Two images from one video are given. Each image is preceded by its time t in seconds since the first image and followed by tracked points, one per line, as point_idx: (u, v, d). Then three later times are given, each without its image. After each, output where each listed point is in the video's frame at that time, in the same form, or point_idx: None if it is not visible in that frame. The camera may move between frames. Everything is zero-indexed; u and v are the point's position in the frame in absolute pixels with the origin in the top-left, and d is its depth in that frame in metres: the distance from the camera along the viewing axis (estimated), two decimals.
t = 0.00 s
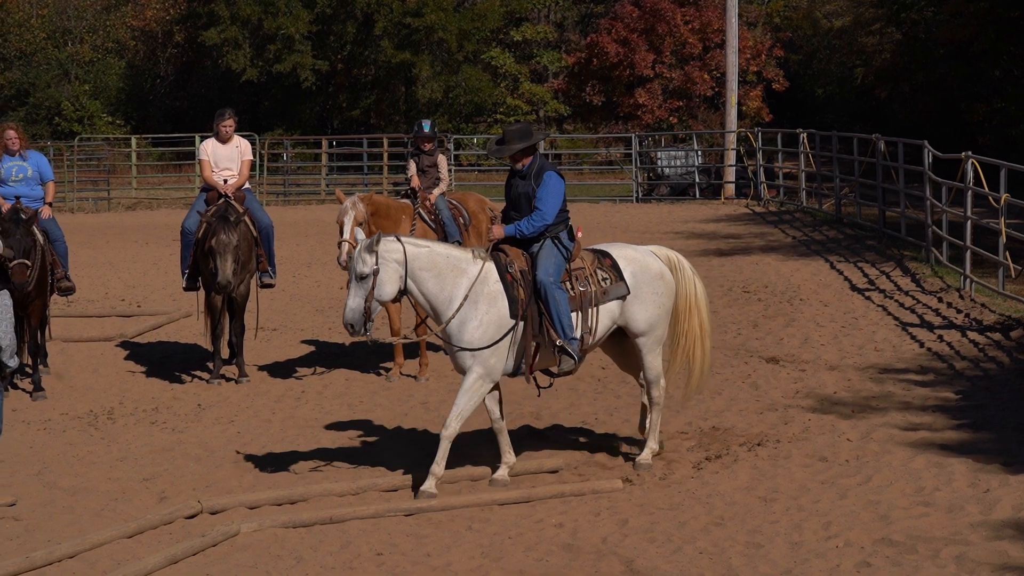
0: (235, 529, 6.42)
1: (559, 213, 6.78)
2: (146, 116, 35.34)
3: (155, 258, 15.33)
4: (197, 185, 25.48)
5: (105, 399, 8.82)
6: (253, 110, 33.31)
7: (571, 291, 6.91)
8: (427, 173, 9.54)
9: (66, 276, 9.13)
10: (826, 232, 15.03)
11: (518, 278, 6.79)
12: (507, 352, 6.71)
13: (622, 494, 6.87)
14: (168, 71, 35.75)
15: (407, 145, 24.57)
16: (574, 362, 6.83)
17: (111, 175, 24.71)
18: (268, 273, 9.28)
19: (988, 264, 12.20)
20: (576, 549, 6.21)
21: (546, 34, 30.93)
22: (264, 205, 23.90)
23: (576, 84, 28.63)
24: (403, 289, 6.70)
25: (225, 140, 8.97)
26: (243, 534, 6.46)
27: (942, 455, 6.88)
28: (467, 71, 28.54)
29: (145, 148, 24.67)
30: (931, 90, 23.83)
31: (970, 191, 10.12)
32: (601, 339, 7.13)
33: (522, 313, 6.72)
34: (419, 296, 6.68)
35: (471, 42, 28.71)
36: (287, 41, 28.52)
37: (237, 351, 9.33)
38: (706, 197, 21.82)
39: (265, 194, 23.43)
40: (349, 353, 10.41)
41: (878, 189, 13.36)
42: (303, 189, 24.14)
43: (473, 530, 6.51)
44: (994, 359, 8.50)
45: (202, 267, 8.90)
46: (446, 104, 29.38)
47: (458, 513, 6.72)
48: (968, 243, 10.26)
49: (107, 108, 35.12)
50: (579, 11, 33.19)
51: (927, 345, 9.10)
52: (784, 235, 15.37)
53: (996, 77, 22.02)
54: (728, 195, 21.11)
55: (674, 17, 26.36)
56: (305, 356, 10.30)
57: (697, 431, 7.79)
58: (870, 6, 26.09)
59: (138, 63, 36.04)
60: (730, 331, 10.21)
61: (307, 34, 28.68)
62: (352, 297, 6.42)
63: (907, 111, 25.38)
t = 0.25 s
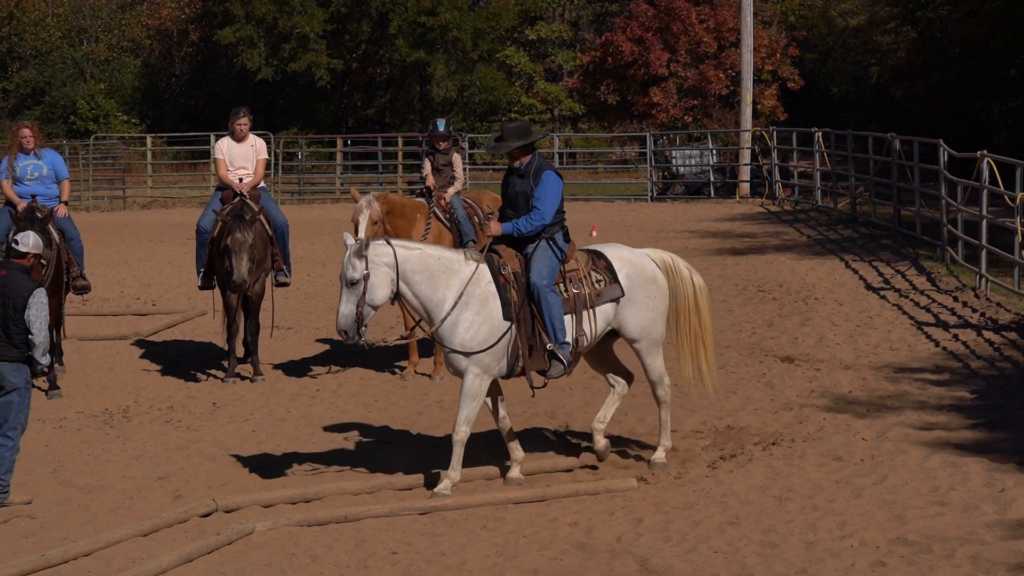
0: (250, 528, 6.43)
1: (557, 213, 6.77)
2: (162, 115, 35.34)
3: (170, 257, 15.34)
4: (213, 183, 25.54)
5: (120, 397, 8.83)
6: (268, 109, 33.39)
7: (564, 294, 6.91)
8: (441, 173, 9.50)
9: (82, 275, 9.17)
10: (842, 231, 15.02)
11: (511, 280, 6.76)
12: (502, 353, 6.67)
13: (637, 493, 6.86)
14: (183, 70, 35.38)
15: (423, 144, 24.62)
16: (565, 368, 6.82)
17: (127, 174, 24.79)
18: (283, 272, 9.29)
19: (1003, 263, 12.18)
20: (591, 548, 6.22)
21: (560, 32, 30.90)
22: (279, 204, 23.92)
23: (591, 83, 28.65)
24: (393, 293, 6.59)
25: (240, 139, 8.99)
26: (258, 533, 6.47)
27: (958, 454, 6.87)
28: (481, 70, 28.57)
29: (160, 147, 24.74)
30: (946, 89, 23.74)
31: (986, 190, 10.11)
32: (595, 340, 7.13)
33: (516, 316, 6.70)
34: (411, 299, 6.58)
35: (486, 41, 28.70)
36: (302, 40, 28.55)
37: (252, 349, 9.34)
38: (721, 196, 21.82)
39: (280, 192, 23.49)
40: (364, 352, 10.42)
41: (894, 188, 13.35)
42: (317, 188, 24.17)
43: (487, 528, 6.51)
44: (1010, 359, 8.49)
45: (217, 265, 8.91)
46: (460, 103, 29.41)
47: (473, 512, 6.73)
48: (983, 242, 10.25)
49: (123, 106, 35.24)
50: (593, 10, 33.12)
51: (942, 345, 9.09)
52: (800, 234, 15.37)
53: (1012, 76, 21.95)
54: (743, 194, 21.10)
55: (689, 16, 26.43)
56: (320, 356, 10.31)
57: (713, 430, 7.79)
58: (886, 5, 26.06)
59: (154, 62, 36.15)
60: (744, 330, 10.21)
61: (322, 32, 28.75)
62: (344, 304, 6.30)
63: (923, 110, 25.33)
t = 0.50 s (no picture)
0: (263, 525, 6.44)
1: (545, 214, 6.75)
2: (174, 113, 35.62)
3: (184, 256, 15.35)
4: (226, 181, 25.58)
5: (135, 395, 8.85)
6: (282, 106, 33.46)
7: (549, 296, 6.90)
8: (456, 170, 9.46)
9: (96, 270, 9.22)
10: (856, 229, 15.00)
11: (495, 280, 6.73)
12: (488, 353, 6.67)
13: (651, 491, 6.86)
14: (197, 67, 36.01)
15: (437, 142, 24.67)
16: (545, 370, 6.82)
17: (141, 172, 24.84)
18: (297, 270, 9.32)
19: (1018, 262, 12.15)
20: (605, 546, 6.22)
21: (575, 30, 30.88)
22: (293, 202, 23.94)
23: (605, 81, 28.72)
24: (376, 291, 6.58)
25: (255, 137, 8.99)
26: (272, 530, 6.48)
27: (973, 452, 6.85)
28: (495, 68, 28.57)
29: (174, 145, 24.78)
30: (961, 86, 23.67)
31: (1001, 188, 10.09)
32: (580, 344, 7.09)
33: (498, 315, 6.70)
34: (394, 297, 6.57)
35: (500, 39, 28.68)
36: (316, 38, 28.58)
37: (266, 347, 9.35)
38: (736, 194, 21.82)
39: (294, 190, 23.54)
40: (377, 351, 10.43)
41: (908, 186, 13.32)
42: (331, 186, 24.18)
43: (500, 526, 6.53)
44: None
45: (231, 263, 8.92)
46: (474, 100, 29.42)
47: (486, 510, 6.73)
48: (998, 241, 10.22)
49: (137, 104, 35.37)
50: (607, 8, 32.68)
51: (956, 343, 9.08)
52: (814, 233, 15.35)
53: None
54: (757, 192, 21.08)
55: (703, 14, 26.64)
56: (335, 354, 10.32)
57: (726, 429, 7.78)
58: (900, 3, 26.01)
59: (168, 60, 36.27)
60: (758, 328, 10.20)
61: (336, 30, 28.82)
62: (327, 302, 6.28)
63: (937, 109, 25.27)
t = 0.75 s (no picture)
0: (272, 523, 6.45)
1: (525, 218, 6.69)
2: (184, 111, 35.42)
3: (193, 253, 15.37)
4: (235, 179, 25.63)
5: (144, 393, 8.86)
6: (290, 104, 33.58)
7: (522, 300, 6.81)
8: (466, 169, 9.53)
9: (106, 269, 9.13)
10: (865, 227, 15.00)
11: (469, 281, 6.71)
12: (466, 353, 6.62)
13: (659, 488, 6.86)
14: (206, 65, 35.57)
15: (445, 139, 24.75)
16: (510, 375, 6.76)
17: (150, 169, 24.87)
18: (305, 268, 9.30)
19: None
20: (613, 544, 6.22)
21: (583, 28, 30.89)
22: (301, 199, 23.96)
23: (613, 78, 28.75)
24: (351, 289, 6.57)
25: (263, 134, 9.04)
26: (281, 527, 6.49)
27: (981, 450, 6.85)
28: (504, 66, 28.54)
29: (183, 143, 24.83)
30: (970, 84, 23.59)
31: (1010, 185, 10.08)
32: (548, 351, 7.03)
33: (471, 318, 6.65)
34: (369, 295, 6.55)
35: (508, 37, 28.65)
36: (325, 36, 28.65)
37: (275, 345, 9.36)
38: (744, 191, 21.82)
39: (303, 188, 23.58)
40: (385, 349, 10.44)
41: (917, 184, 13.31)
42: (340, 183, 24.20)
43: (507, 523, 6.53)
44: None
45: (240, 261, 8.88)
46: (483, 98, 29.50)
47: (495, 507, 6.73)
48: (1007, 238, 10.21)
49: (145, 102, 35.51)
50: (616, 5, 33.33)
51: (965, 341, 9.07)
52: (823, 230, 15.34)
53: None
54: (765, 190, 21.05)
55: (711, 11, 26.72)
56: (343, 352, 10.33)
57: (735, 426, 7.78)
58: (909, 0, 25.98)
59: (177, 57, 36.41)
60: (766, 325, 10.20)
61: (345, 28, 28.93)
62: (299, 299, 6.28)
63: (946, 106, 25.23)
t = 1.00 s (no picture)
0: (282, 519, 6.45)
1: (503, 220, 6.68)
2: (194, 108, 36.08)
3: (203, 250, 15.37)
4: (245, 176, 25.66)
5: (154, 389, 8.87)
6: (300, 101, 33.70)
7: (496, 301, 6.80)
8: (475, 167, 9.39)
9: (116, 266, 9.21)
10: (875, 225, 14.99)
11: (441, 283, 6.69)
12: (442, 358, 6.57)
13: (669, 486, 6.86)
14: (216, 62, 36.10)
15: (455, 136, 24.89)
16: (484, 376, 6.69)
17: (160, 166, 24.90)
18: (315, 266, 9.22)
19: None
20: (623, 541, 6.23)
21: (593, 25, 30.97)
22: (312, 196, 24.01)
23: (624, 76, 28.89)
24: (326, 290, 6.52)
25: (274, 132, 9.14)
26: (290, 524, 6.49)
27: (992, 448, 6.84)
28: (514, 63, 28.70)
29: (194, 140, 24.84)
30: (981, 81, 23.56)
31: (1021, 184, 10.05)
32: (523, 346, 7.04)
33: (444, 319, 6.61)
34: (343, 297, 6.50)
35: (519, 35, 28.66)
36: (335, 33, 29.08)
37: (285, 342, 9.39)
38: (754, 189, 21.85)
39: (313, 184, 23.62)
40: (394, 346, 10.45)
41: (928, 182, 13.30)
42: (350, 181, 24.24)
43: (515, 521, 6.53)
44: None
45: (250, 259, 8.81)
46: (493, 96, 29.73)
47: (505, 504, 6.74)
48: (1018, 236, 10.19)
49: (156, 99, 35.65)
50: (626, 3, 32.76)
51: (975, 338, 9.06)
52: (833, 228, 15.32)
53: None
54: (776, 187, 21.04)
55: (722, 9, 26.71)
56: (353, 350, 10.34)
57: (745, 424, 7.77)
58: None
59: (188, 54, 36.56)
60: (776, 323, 10.18)
61: (355, 25, 29.10)
62: (276, 295, 6.22)
63: (957, 104, 25.21)
